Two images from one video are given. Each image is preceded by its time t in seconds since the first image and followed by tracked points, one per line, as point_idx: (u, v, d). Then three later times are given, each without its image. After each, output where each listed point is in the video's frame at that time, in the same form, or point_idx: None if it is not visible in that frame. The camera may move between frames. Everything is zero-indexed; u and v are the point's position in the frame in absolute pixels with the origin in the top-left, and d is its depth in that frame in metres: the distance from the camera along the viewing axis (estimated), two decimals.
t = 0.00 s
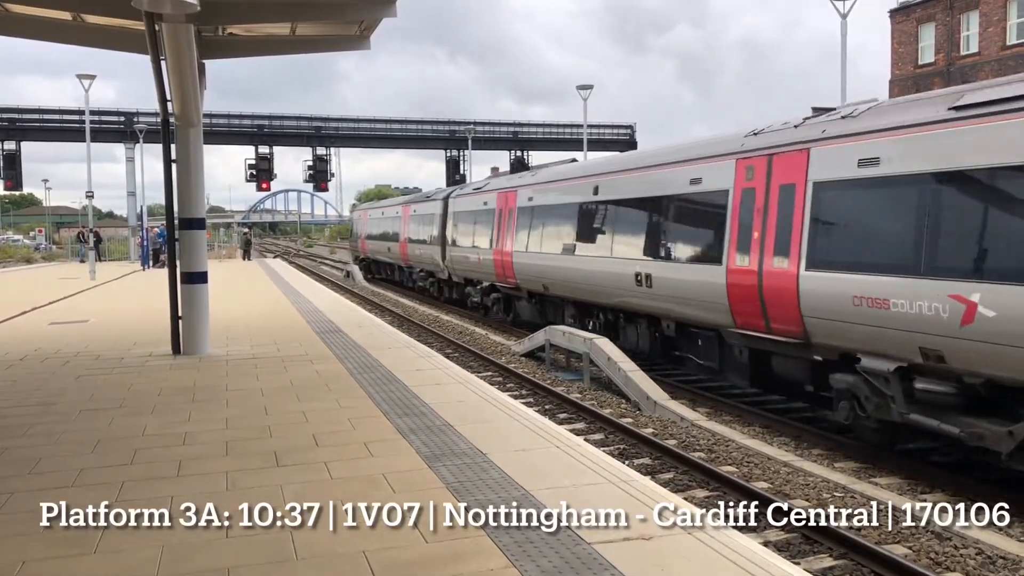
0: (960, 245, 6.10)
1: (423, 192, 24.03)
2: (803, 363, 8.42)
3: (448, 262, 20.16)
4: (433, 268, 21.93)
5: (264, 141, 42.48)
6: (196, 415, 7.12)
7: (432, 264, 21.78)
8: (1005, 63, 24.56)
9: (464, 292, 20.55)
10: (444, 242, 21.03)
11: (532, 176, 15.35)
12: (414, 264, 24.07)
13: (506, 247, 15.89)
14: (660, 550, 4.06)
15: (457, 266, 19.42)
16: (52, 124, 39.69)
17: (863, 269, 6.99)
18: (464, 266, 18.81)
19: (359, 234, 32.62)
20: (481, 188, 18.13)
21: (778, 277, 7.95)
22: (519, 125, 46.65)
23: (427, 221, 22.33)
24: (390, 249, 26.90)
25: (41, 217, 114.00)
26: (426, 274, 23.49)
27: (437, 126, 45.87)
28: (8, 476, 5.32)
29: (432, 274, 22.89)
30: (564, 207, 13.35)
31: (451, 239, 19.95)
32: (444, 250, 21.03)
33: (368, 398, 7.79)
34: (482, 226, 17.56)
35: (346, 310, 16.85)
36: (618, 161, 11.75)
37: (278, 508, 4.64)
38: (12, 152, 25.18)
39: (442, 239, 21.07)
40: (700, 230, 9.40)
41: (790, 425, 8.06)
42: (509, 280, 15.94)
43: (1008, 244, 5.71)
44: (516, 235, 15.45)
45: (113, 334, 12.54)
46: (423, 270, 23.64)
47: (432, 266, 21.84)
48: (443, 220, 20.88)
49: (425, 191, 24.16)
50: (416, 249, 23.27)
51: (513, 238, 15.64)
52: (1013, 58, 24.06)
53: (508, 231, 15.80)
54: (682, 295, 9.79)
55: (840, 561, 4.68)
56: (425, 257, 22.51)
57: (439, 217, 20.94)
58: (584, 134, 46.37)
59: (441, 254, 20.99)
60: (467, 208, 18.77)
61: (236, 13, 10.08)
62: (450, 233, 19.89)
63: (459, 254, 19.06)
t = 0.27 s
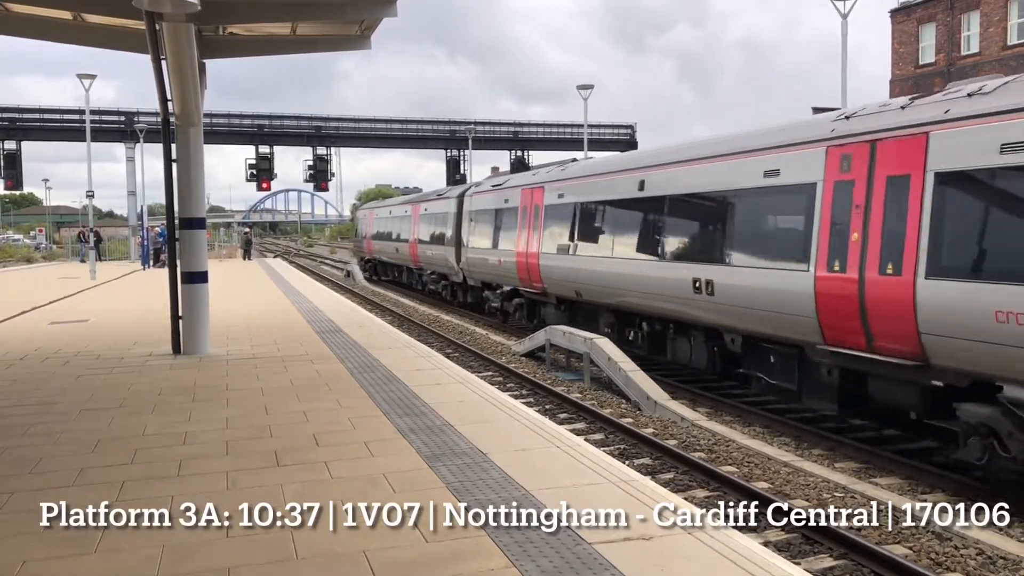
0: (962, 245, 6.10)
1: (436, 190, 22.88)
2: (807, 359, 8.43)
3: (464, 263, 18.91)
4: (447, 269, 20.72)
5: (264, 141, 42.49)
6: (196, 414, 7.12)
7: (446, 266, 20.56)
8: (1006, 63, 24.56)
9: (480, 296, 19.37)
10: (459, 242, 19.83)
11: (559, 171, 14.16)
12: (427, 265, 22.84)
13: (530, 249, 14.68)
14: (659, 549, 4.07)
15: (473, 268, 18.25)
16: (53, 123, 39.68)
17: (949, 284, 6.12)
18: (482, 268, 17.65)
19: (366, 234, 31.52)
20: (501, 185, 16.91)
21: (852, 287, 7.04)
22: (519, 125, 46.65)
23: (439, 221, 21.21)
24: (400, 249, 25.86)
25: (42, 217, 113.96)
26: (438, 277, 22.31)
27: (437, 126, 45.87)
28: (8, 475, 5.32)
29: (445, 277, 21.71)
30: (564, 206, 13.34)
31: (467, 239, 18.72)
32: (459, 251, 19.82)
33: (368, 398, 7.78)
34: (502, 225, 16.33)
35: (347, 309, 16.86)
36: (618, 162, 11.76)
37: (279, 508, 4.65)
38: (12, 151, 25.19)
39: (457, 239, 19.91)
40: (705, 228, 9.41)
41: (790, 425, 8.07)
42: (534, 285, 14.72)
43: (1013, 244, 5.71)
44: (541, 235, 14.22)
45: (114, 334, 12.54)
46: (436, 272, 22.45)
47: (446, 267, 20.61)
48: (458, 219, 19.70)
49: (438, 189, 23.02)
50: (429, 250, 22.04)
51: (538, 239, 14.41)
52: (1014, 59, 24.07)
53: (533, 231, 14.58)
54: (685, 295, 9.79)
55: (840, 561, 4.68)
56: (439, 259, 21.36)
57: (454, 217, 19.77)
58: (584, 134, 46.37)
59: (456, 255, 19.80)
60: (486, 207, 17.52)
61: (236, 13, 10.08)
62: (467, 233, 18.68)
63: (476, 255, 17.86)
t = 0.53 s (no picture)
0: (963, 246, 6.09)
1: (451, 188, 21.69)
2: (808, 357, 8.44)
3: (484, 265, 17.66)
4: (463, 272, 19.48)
5: (264, 141, 42.49)
6: (197, 413, 7.13)
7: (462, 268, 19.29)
8: (1006, 64, 24.57)
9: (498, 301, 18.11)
10: (477, 243, 18.59)
11: (585, 164, 13.14)
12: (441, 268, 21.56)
13: (560, 250, 13.40)
14: (659, 548, 4.07)
15: (493, 270, 17.00)
16: (53, 123, 39.68)
17: (1002, 283, 5.65)
18: (503, 271, 16.40)
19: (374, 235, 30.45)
20: (523, 181, 15.70)
21: (892, 288, 6.69)
22: (520, 124, 46.65)
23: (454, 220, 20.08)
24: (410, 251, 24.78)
25: (42, 216, 113.95)
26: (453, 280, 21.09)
27: (438, 125, 45.88)
28: (9, 475, 5.32)
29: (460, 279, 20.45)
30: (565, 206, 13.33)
31: (486, 240, 17.48)
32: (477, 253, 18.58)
33: (368, 398, 7.78)
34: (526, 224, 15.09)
35: (347, 309, 16.85)
36: (618, 162, 11.78)
37: (279, 508, 4.64)
38: (12, 151, 25.19)
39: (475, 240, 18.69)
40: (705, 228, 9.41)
41: (790, 425, 8.07)
42: (565, 289, 13.43)
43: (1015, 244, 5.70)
44: (573, 234, 12.96)
45: (114, 333, 12.55)
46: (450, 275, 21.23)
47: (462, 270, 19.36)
48: (475, 219, 18.49)
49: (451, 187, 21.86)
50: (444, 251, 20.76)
51: (570, 238, 13.13)
52: (1015, 59, 24.08)
53: (564, 230, 13.30)
54: (687, 295, 9.78)
55: (840, 561, 4.67)
56: (454, 261, 20.10)
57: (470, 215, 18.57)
58: (585, 134, 46.38)
59: (473, 256, 18.56)
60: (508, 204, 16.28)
61: (237, 13, 10.08)
62: (485, 234, 17.47)
63: (497, 256, 16.63)
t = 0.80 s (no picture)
0: (965, 247, 6.08)
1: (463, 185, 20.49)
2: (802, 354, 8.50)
3: (502, 267, 16.34)
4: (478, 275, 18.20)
5: (265, 140, 42.48)
6: (197, 413, 7.13)
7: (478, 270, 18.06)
8: (1007, 63, 24.58)
9: (518, 306, 16.91)
10: (495, 243, 17.32)
11: (616, 159, 12.02)
12: (453, 270, 20.33)
13: (593, 252, 12.13)
14: (659, 548, 4.07)
15: (514, 273, 15.71)
16: (54, 122, 39.69)
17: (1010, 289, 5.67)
18: (525, 274, 15.12)
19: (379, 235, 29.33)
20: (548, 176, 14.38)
21: (894, 289, 6.71)
22: (520, 124, 46.65)
23: (465, 220, 18.95)
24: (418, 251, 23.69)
25: (42, 216, 113.92)
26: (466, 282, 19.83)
27: (438, 125, 45.87)
28: (9, 474, 5.33)
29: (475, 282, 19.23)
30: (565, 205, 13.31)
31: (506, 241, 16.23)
32: (494, 253, 17.36)
33: (369, 398, 7.77)
34: (551, 224, 13.83)
35: (348, 309, 16.85)
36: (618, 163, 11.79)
37: (278, 508, 4.64)
38: (13, 151, 25.19)
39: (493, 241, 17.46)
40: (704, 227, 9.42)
41: (791, 425, 8.07)
42: (598, 294, 12.16)
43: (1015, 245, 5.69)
44: (609, 234, 11.67)
45: (115, 333, 12.54)
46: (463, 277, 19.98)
47: (478, 272, 18.12)
48: (493, 218, 17.25)
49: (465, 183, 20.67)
50: (458, 251, 19.45)
51: (604, 238, 11.82)
52: (1015, 59, 24.08)
53: (598, 228, 12.03)
54: (686, 294, 9.77)
55: (840, 561, 4.67)
56: (468, 263, 18.82)
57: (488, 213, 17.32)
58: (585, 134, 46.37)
59: (490, 257, 17.32)
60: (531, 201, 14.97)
61: (238, 13, 10.08)
62: (504, 233, 16.19)
63: (518, 258, 15.34)
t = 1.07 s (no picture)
0: (963, 246, 6.08)
1: (478, 182, 19.27)
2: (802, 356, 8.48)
3: (525, 270, 14.96)
4: (497, 278, 16.87)
5: (264, 140, 42.47)
6: (197, 413, 7.13)
7: (496, 272, 16.74)
8: (1006, 63, 24.59)
9: (543, 312, 15.57)
10: (516, 243, 16.00)
11: (661, 151, 10.73)
12: (468, 272, 19.04)
13: (635, 255, 10.83)
14: (659, 548, 4.07)
15: (537, 276, 14.39)
16: (54, 122, 39.67)
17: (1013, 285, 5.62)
18: (551, 278, 13.77)
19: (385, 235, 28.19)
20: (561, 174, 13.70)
21: (895, 289, 6.69)
22: (520, 124, 46.63)
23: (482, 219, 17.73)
24: (428, 252, 22.50)
25: (42, 215, 113.89)
26: (482, 286, 18.55)
27: (438, 124, 45.85)
28: (10, 474, 5.33)
29: (492, 285, 17.97)
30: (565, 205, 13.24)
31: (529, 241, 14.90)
32: (515, 254, 16.05)
33: (369, 398, 7.77)
34: (584, 223, 12.45)
35: (348, 309, 16.84)
36: (617, 163, 11.79)
37: (278, 508, 4.64)
38: (13, 151, 25.18)
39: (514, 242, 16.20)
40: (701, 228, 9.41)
41: (791, 425, 8.07)
42: (641, 302, 10.87)
43: (1013, 244, 5.70)
44: (656, 234, 10.36)
45: (115, 332, 12.54)
46: (479, 280, 18.69)
47: (496, 275, 16.81)
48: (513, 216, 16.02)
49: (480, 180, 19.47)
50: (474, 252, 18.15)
51: (650, 239, 10.49)
52: (1015, 59, 24.08)
53: (641, 228, 10.72)
54: (684, 294, 9.76)
55: (839, 561, 4.68)
56: (485, 265, 17.52)
57: (509, 210, 16.01)
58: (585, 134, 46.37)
59: (511, 258, 15.98)
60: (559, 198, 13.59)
61: (238, 12, 10.08)
62: (527, 233, 14.88)
63: (544, 260, 13.99)
